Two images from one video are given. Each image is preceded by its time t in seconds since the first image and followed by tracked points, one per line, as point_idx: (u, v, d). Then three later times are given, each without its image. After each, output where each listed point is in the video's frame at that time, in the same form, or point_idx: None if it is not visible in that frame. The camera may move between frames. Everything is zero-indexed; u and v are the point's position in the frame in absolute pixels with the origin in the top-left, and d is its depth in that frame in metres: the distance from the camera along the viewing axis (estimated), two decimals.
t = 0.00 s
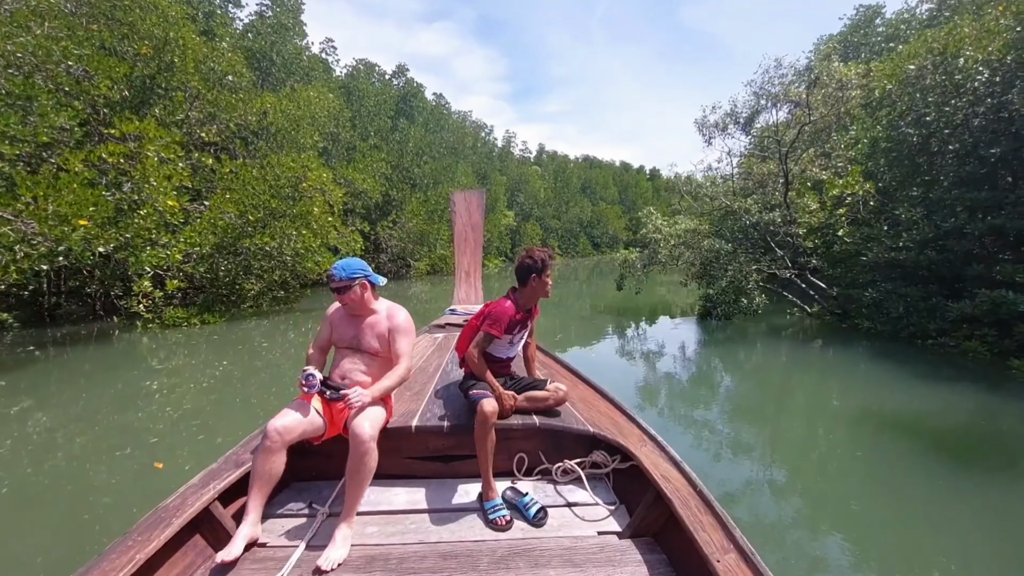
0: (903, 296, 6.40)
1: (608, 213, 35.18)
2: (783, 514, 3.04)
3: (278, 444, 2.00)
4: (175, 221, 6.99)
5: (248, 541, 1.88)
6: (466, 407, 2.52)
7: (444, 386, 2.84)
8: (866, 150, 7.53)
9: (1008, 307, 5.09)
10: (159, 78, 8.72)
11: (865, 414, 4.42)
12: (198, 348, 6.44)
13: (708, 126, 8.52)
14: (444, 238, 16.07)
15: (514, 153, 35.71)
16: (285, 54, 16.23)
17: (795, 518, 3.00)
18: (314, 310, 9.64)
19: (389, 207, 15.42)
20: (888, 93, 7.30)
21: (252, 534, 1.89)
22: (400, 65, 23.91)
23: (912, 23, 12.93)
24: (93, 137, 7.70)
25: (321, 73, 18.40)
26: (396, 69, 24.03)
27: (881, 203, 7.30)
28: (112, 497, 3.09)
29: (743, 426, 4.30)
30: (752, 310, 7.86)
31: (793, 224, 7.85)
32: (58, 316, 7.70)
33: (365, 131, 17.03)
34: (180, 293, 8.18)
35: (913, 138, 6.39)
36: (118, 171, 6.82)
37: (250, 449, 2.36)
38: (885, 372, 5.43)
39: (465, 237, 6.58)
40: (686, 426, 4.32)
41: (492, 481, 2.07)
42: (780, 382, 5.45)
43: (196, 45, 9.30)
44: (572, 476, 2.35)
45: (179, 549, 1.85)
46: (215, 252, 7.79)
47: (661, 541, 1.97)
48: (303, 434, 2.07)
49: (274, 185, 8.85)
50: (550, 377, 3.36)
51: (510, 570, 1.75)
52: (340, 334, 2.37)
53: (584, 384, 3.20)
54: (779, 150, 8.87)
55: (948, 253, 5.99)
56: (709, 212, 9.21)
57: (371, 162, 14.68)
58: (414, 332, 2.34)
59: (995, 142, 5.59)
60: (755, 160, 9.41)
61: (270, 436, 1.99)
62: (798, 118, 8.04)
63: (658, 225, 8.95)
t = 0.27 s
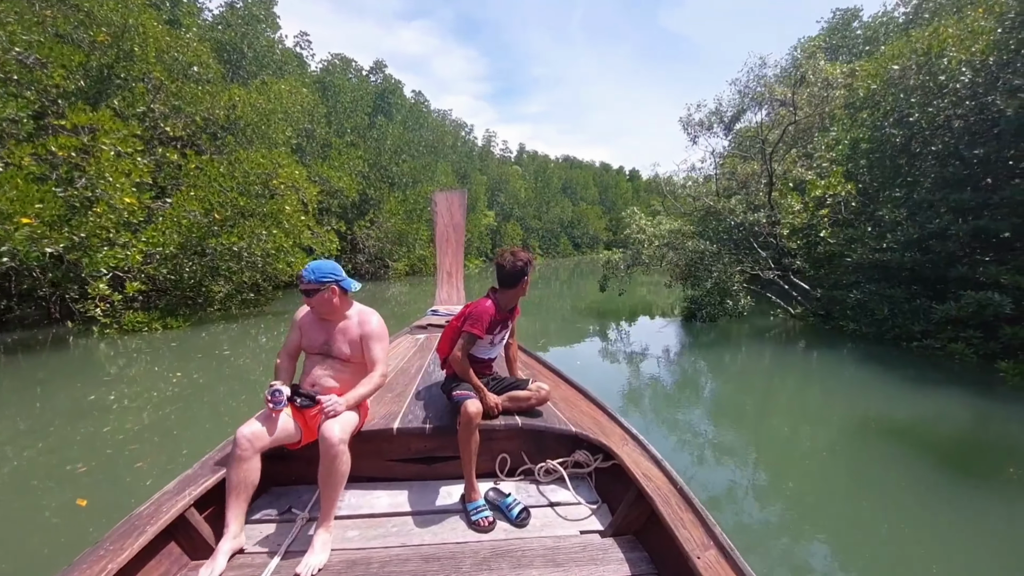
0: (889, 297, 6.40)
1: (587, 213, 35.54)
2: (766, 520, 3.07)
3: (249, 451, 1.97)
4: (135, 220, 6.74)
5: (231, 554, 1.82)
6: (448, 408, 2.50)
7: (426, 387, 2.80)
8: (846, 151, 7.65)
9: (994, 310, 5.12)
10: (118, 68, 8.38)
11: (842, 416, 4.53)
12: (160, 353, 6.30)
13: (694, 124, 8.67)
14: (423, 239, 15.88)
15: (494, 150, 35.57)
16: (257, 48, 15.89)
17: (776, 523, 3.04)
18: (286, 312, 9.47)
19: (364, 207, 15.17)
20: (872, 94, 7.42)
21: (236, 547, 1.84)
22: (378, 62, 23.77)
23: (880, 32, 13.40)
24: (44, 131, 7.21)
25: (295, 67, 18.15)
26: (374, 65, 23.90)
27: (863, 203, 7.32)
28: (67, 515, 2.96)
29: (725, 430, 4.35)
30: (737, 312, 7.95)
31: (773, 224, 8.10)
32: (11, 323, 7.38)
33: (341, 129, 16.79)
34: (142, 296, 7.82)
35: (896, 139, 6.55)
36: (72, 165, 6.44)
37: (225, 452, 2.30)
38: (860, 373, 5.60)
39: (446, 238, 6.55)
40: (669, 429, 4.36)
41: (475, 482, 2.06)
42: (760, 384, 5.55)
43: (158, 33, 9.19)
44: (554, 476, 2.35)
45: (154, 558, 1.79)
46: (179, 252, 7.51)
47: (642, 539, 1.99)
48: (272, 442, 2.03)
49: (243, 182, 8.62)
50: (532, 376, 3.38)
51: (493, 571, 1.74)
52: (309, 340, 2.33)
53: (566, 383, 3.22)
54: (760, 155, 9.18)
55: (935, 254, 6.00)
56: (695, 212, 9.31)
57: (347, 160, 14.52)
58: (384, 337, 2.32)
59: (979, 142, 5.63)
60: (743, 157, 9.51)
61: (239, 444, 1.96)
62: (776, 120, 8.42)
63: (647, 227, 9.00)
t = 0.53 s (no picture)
0: (871, 298, 6.65)
1: (567, 213, 35.64)
2: (749, 524, 3.13)
3: (221, 458, 1.89)
4: (89, 219, 6.42)
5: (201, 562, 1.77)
6: (426, 408, 2.48)
7: (404, 387, 2.77)
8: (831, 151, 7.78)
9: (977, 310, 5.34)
10: (69, 55, 7.92)
11: (826, 419, 4.60)
12: (118, 360, 6.04)
13: (677, 122, 8.74)
14: (400, 238, 15.62)
15: (472, 148, 35.36)
16: (224, 39, 15.36)
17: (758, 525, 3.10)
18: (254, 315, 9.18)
19: (340, 204, 15.15)
20: (854, 93, 7.53)
21: (206, 555, 1.79)
22: (354, 56, 23.38)
23: (847, 39, 13.82)
24: None
25: (266, 60, 17.64)
26: (349, 60, 23.53)
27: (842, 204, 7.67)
28: (15, 534, 2.81)
29: (710, 435, 4.38)
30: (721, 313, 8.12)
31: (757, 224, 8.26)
32: None
33: (313, 126, 16.43)
34: (96, 299, 7.58)
35: (878, 138, 6.77)
36: (13, 157, 5.74)
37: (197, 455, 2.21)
38: (842, 375, 5.68)
39: (426, 238, 6.49)
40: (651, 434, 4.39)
41: (453, 482, 2.05)
42: (745, 387, 5.61)
43: (112, 17, 8.74)
44: (533, 475, 2.35)
45: (122, 566, 1.72)
46: (136, 253, 7.22)
47: (621, 536, 2.01)
48: (244, 448, 1.98)
49: (208, 178, 8.28)
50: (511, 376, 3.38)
51: (472, 571, 1.74)
52: (272, 346, 2.30)
53: (545, 382, 3.23)
54: (738, 156, 9.16)
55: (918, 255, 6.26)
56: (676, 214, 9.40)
57: (318, 157, 14.28)
58: (350, 337, 2.28)
59: (958, 143, 5.88)
60: (723, 157, 9.50)
61: (210, 451, 1.89)
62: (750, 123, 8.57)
63: (629, 226, 8.93)
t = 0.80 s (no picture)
0: (853, 299, 6.59)
1: (545, 213, 35.75)
2: (734, 528, 3.13)
3: (193, 465, 1.83)
4: (37, 217, 6.02)
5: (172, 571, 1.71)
6: (404, 409, 2.45)
7: (381, 389, 2.73)
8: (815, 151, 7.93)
9: (960, 311, 5.26)
10: (15, 41, 7.59)
11: (821, 425, 4.51)
12: (71, 368, 5.75)
13: (661, 120, 8.81)
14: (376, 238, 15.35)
15: (449, 147, 35.13)
16: (189, 30, 14.82)
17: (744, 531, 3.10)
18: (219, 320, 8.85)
19: (313, 202, 14.95)
20: (836, 93, 7.58)
21: (178, 564, 1.72)
22: (327, 51, 22.94)
23: (814, 45, 14.21)
24: None
25: (234, 53, 17.10)
26: (323, 55, 23.13)
27: (821, 205, 7.93)
28: None
29: (702, 441, 4.32)
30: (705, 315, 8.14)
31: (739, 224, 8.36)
32: None
33: (284, 122, 16.00)
34: (45, 304, 7.14)
35: (860, 139, 6.89)
36: None
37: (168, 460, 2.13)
38: (833, 376, 5.71)
39: (403, 237, 6.41)
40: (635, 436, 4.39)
41: (431, 485, 2.03)
42: (736, 394, 5.55)
43: None
44: (512, 475, 2.35)
45: None
46: (89, 256, 6.69)
47: (599, 533, 2.03)
48: (218, 454, 1.92)
49: (168, 175, 7.87)
50: (490, 376, 3.37)
51: (450, 573, 1.72)
52: (242, 350, 2.24)
53: (524, 381, 3.24)
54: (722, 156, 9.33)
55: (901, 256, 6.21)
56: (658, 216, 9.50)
57: (289, 154, 13.90)
58: (323, 337, 2.23)
59: (937, 144, 5.98)
60: (707, 156, 9.59)
61: (182, 458, 1.82)
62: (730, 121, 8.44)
63: (612, 227, 8.88)
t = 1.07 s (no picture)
0: (839, 300, 6.72)
1: (524, 213, 35.80)
2: (718, 529, 3.16)
3: (167, 471, 1.77)
4: None
5: None
6: (383, 410, 2.42)
7: (360, 391, 2.69)
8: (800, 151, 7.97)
9: (946, 310, 5.40)
10: None
11: (812, 428, 4.48)
12: (22, 378, 5.47)
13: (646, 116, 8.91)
14: (351, 237, 15.10)
15: (427, 145, 34.85)
16: (151, 19, 14.33)
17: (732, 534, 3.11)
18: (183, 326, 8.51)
19: (286, 201, 14.60)
20: (820, 91, 7.48)
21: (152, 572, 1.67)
22: (300, 46, 22.53)
23: (782, 48, 14.55)
24: None
25: (201, 46, 16.57)
26: (295, 49, 22.67)
27: (802, 204, 8.18)
28: None
29: (693, 446, 4.26)
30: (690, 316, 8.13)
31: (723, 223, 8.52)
32: None
33: (253, 118, 15.54)
34: None
35: (844, 138, 6.91)
36: None
37: (138, 465, 2.05)
38: (826, 375, 5.71)
39: (381, 237, 6.34)
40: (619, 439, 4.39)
41: (412, 486, 2.01)
42: (725, 395, 5.53)
43: None
44: (493, 474, 2.34)
45: None
46: (39, 259, 6.33)
47: (580, 531, 2.04)
48: (192, 458, 1.86)
49: (126, 169, 7.41)
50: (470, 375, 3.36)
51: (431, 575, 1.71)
52: (215, 350, 2.17)
53: (504, 380, 3.24)
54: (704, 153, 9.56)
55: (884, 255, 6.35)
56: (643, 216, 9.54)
57: (259, 150, 13.51)
58: (300, 337, 2.18)
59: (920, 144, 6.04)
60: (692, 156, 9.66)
61: (154, 465, 1.76)
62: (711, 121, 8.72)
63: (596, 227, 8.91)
